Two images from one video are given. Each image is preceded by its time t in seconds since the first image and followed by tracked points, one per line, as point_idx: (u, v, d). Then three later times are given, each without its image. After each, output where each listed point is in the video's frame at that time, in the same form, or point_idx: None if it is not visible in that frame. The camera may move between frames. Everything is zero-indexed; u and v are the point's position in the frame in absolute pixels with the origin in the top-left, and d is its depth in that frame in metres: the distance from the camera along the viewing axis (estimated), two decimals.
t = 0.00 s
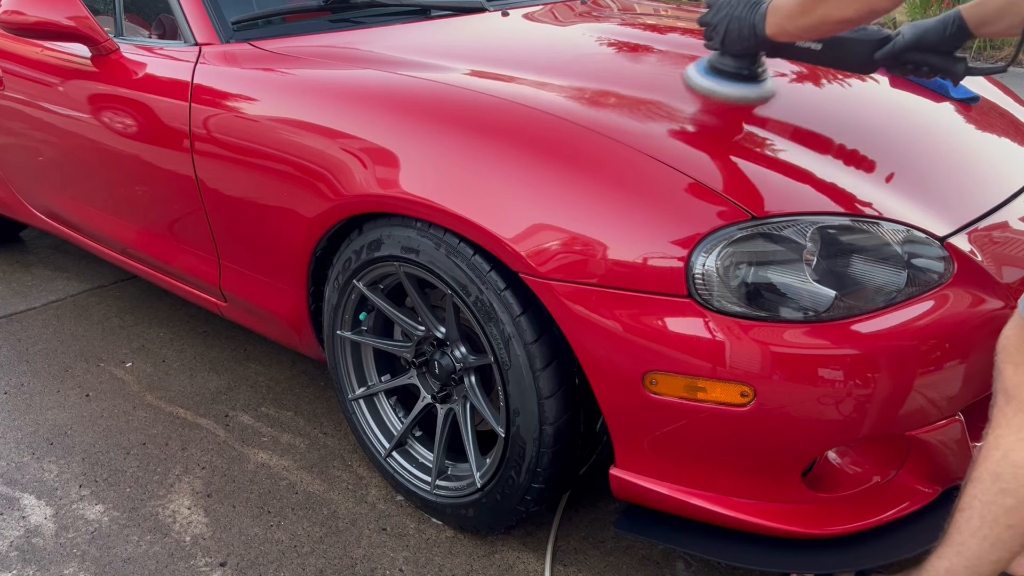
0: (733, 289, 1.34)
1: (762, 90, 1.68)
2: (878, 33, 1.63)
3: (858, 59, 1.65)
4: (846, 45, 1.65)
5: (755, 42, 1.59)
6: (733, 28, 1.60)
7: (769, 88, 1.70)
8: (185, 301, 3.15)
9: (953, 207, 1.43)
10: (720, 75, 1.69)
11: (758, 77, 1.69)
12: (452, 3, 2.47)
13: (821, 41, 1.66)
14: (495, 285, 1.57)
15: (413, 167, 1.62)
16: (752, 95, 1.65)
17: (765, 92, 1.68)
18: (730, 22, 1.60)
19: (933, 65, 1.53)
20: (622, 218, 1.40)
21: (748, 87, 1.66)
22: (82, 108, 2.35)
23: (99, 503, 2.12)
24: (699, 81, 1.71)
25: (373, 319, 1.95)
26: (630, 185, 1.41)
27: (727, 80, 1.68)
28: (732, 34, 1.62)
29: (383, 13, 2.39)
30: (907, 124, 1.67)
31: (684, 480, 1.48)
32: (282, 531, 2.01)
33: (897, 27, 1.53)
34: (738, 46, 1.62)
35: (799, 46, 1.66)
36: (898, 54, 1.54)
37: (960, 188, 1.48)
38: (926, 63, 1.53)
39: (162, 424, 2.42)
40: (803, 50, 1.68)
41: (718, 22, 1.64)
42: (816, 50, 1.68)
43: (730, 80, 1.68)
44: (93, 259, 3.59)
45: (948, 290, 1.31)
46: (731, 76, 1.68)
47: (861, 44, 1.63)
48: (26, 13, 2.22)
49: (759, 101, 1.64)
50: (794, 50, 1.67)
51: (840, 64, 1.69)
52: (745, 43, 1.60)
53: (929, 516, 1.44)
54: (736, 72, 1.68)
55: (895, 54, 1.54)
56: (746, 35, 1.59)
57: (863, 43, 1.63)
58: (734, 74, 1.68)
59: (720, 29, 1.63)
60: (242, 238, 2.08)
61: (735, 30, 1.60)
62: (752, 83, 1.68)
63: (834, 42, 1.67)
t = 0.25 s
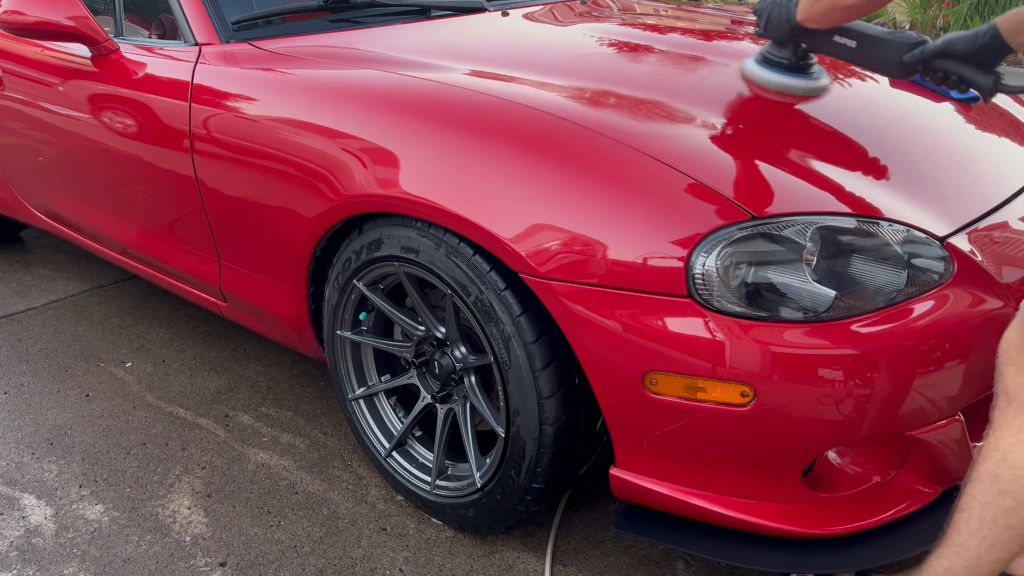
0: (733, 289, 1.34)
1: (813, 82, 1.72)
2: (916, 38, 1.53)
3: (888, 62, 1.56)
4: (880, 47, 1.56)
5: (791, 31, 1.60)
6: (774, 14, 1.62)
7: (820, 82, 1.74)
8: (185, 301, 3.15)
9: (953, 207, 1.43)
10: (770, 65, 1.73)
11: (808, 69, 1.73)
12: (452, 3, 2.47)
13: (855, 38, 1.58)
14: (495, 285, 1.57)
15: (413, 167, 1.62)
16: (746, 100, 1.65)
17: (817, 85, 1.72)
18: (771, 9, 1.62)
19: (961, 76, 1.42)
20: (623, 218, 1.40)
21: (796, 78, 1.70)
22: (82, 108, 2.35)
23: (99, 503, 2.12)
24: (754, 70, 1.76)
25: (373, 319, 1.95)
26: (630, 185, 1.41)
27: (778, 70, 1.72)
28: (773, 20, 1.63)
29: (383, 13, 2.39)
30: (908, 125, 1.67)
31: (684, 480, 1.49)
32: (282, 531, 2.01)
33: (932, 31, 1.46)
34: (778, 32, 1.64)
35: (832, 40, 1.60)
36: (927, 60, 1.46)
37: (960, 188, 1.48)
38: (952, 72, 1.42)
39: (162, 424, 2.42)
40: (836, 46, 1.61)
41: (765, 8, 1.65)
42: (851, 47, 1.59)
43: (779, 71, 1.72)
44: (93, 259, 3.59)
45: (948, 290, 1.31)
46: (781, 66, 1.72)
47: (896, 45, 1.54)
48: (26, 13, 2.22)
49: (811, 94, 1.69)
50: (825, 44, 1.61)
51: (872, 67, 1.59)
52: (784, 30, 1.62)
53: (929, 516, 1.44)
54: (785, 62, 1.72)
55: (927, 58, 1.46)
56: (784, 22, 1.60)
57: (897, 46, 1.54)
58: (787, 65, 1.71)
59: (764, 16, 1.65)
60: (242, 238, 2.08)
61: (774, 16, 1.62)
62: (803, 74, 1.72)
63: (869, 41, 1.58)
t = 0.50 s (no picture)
0: (733, 289, 1.34)
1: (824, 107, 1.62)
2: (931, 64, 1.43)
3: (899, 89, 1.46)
4: (891, 71, 1.46)
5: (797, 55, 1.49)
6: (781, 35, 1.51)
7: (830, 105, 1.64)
8: (185, 301, 3.15)
9: (953, 207, 1.43)
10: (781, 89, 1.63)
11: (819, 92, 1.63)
12: (452, 3, 2.47)
13: (866, 62, 1.47)
14: (495, 285, 1.57)
15: (412, 167, 1.62)
16: (746, 101, 1.65)
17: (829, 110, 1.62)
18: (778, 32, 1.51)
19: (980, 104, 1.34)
20: (622, 218, 1.39)
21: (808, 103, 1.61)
22: (82, 108, 2.35)
23: (99, 503, 2.12)
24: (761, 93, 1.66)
25: (373, 319, 1.95)
26: (630, 186, 1.41)
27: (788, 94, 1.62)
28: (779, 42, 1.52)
29: (383, 13, 2.39)
30: (908, 125, 1.67)
31: (684, 480, 1.48)
32: (282, 531, 2.01)
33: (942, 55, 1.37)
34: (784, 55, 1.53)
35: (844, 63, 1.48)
36: (943, 88, 1.37)
37: (960, 188, 1.48)
38: (970, 101, 1.34)
39: (162, 424, 2.42)
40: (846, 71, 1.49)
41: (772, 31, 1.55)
42: (861, 72, 1.47)
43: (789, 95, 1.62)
44: (93, 259, 3.59)
45: (948, 290, 1.31)
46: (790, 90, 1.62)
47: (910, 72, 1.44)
48: (26, 13, 2.22)
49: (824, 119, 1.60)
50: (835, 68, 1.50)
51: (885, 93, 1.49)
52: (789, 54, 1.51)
53: (929, 516, 1.44)
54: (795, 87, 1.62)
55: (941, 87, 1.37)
56: (789, 45, 1.49)
57: (913, 72, 1.44)
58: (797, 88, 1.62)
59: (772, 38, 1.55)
60: (242, 238, 2.08)
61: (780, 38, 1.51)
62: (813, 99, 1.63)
63: (879, 67, 1.47)
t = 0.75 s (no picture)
0: (733, 289, 1.34)
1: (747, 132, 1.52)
2: (871, 78, 1.46)
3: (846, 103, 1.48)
4: (832, 87, 1.49)
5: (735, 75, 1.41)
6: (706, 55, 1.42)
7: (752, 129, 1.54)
8: (185, 301, 3.15)
9: (953, 206, 1.43)
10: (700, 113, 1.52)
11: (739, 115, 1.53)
12: (452, 3, 2.47)
13: (805, 80, 1.50)
14: (495, 285, 1.57)
15: (412, 167, 1.62)
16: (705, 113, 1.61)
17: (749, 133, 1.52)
18: (701, 53, 1.42)
19: (932, 112, 1.36)
20: (622, 218, 1.40)
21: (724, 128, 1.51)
22: (82, 108, 2.35)
23: (99, 503, 2.12)
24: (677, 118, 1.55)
25: (373, 319, 1.95)
26: (630, 186, 1.41)
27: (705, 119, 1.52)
28: (702, 65, 1.43)
29: (383, 13, 2.39)
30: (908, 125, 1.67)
31: (684, 480, 1.49)
32: (282, 531, 2.01)
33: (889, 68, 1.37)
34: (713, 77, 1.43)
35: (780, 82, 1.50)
36: (892, 99, 1.36)
37: (959, 188, 1.48)
38: (924, 111, 1.35)
39: (162, 424, 2.42)
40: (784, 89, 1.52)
41: (687, 52, 1.45)
42: (802, 90, 1.51)
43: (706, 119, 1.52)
44: (93, 259, 3.59)
45: (948, 290, 1.31)
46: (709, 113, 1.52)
47: (847, 88, 1.47)
48: (26, 12, 2.22)
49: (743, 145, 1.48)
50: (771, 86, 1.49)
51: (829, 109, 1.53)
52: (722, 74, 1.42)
53: (929, 516, 1.44)
54: (717, 111, 1.51)
55: (890, 99, 1.36)
56: (720, 66, 1.41)
57: (854, 87, 1.46)
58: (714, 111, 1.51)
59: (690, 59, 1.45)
60: (242, 238, 2.08)
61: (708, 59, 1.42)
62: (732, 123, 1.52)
63: (819, 82, 1.51)
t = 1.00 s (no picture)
0: (733, 289, 1.34)
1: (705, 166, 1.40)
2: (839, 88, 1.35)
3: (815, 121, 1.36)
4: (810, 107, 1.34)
5: (723, 114, 1.26)
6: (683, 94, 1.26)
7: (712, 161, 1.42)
8: (185, 301, 3.15)
9: (953, 207, 1.43)
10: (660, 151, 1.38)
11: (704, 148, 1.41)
12: (452, 3, 2.47)
13: (781, 105, 1.33)
14: (495, 285, 1.57)
15: (412, 167, 1.62)
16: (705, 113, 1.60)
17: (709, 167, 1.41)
18: (679, 91, 1.26)
19: (902, 117, 1.36)
20: (622, 218, 1.40)
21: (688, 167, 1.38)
22: (82, 108, 2.35)
23: (99, 503, 2.12)
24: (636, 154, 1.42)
25: (373, 319, 1.95)
26: (630, 186, 1.41)
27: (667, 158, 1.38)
28: (685, 104, 1.27)
29: (383, 13, 2.39)
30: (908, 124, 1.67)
31: (684, 480, 1.48)
32: (282, 531, 2.01)
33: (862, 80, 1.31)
34: (697, 118, 1.28)
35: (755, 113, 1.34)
36: (869, 110, 1.33)
37: (959, 187, 1.48)
38: (896, 116, 1.35)
39: (162, 424, 2.42)
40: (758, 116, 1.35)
41: (661, 91, 1.29)
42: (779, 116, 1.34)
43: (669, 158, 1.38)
44: (93, 259, 3.59)
45: (948, 290, 1.31)
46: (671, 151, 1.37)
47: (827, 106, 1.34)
48: (26, 12, 2.22)
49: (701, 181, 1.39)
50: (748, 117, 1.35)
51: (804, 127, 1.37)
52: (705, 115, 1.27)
53: (930, 516, 1.44)
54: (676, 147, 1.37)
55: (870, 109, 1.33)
56: (706, 104, 1.25)
57: (825, 104, 1.34)
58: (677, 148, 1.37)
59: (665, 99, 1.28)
60: (242, 238, 2.08)
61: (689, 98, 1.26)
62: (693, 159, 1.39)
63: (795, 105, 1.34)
